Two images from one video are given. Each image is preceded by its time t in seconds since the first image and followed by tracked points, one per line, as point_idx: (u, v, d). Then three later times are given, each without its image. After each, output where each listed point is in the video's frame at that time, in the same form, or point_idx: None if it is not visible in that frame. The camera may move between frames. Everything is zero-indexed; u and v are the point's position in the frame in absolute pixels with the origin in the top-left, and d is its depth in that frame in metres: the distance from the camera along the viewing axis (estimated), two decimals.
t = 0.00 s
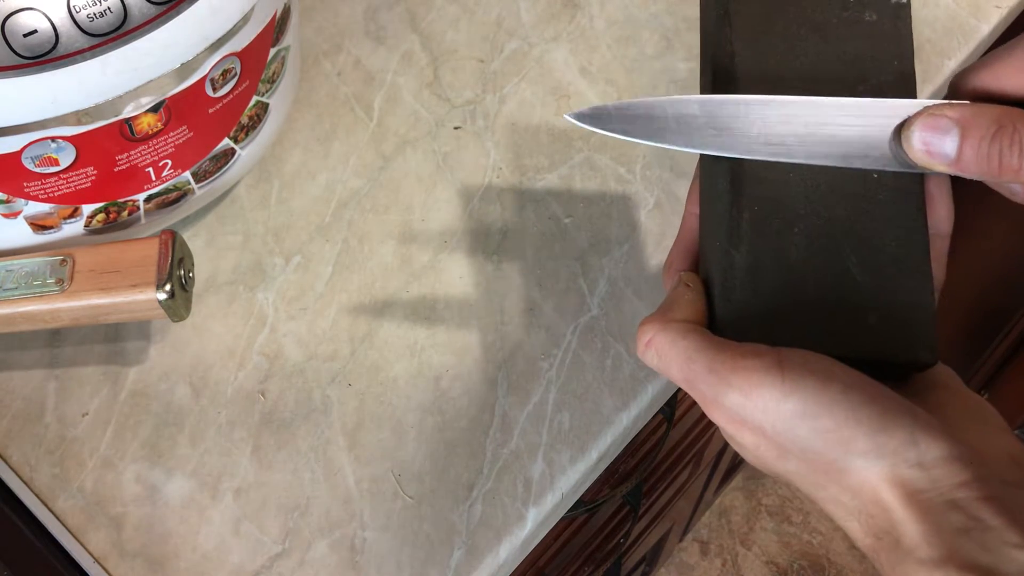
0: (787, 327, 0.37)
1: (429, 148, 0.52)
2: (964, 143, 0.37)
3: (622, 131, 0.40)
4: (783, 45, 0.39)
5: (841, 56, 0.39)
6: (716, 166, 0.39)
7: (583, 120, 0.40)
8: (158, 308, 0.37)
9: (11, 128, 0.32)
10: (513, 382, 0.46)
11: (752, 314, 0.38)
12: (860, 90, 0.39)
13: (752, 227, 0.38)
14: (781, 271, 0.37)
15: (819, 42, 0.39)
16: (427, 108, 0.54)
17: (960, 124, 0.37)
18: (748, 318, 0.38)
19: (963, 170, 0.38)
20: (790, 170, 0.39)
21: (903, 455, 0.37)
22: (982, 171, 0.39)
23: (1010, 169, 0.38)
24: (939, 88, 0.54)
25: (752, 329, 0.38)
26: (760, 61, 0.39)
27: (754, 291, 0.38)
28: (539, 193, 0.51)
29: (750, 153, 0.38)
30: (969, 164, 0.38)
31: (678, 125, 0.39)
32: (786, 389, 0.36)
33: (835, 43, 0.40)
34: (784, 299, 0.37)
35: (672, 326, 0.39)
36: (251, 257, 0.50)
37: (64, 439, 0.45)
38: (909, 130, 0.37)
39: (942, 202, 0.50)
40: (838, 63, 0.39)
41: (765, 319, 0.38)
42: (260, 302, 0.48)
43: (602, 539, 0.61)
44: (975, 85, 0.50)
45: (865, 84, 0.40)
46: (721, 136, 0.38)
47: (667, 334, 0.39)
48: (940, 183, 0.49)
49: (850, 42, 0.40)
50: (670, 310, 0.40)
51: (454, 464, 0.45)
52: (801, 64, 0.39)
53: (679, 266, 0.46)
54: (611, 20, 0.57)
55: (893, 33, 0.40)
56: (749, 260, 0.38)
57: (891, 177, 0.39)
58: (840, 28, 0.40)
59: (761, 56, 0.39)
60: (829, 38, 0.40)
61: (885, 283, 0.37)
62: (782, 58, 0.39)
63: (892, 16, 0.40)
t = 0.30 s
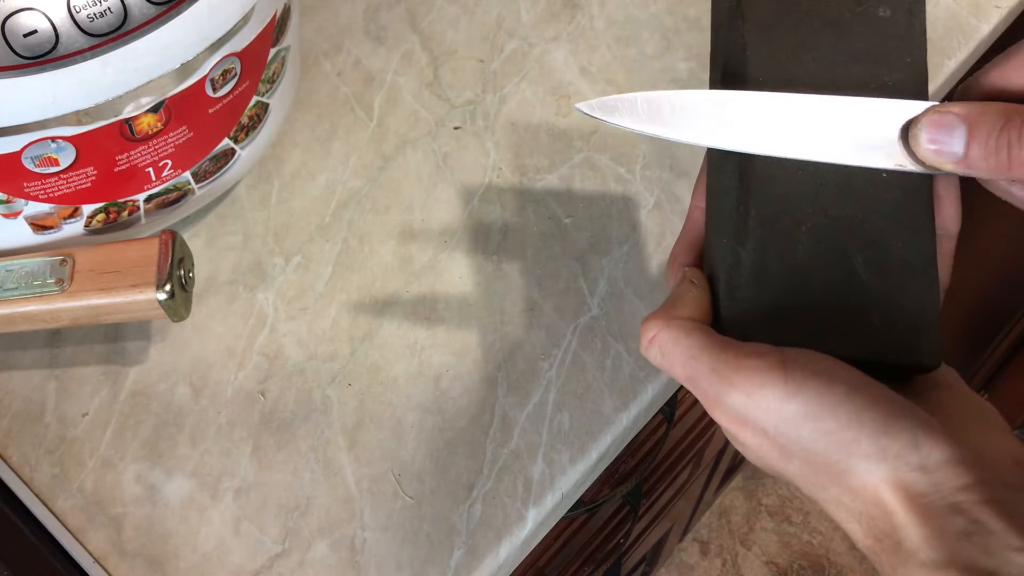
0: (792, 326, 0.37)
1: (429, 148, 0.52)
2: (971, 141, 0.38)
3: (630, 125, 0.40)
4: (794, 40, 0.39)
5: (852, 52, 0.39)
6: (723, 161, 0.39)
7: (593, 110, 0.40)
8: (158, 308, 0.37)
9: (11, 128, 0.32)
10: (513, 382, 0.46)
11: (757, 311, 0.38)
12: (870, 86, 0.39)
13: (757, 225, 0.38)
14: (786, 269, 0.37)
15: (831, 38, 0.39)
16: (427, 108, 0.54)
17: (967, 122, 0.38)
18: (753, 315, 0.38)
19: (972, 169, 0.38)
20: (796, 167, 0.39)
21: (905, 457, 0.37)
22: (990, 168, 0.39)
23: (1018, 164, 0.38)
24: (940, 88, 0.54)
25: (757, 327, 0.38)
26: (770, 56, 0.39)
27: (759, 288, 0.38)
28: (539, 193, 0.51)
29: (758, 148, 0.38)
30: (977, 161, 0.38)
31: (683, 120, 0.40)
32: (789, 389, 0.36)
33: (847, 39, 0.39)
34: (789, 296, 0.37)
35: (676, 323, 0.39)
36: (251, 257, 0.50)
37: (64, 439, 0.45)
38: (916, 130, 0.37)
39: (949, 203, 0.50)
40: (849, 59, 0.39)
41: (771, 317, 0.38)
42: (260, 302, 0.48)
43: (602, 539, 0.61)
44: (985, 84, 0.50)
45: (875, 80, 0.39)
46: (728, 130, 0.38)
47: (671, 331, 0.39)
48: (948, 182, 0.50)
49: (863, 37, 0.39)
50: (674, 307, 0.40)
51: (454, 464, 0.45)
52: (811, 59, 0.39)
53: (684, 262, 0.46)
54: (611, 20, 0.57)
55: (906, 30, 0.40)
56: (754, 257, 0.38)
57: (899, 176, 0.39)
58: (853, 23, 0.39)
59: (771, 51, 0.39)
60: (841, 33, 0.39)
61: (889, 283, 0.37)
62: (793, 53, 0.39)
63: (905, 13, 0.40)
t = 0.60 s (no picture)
0: (783, 333, 0.38)
1: (429, 148, 0.52)
2: (960, 147, 0.37)
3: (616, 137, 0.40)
4: (777, 48, 0.39)
5: (835, 60, 0.40)
6: (712, 170, 0.39)
7: (579, 124, 0.40)
8: (158, 308, 0.37)
9: (11, 128, 0.32)
10: (513, 382, 0.46)
11: (747, 319, 0.38)
12: (854, 93, 0.39)
13: (747, 231, 0.38)
14: (776, 276, 0.37)
15: (814, 46, 0.39)
16: (427, 108, 0.54)
17: (956, 128, 0.38)
18: (744, 323, 0.38)
19: (960, 173, 0.38)
20: (785, 174, 0.39)
21: (899, 460, 0.37)
22: (979, 173, 0.39)
23: (1006, 169, 0.38)
24: (940, 88, 0.54)
25: (749, 335, 0.38)
26: (755, 64, 0.39)
27: (750, 296, 0.38)
28: (539, 193, 0.51)
29: (745, 157, 0.38)
30: (965, 167, 0.38)
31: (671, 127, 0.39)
32: (780, 395, 0.36)
33: (829, 46, 0.40)
34: (779, 304, 0.37)
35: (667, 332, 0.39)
36: (251, 257, 0.50)
37: (64, 439, 0.45)
38: (905, 136, 0.37)
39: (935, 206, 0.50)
40: (832, 66, 0.40)
41: (762, 324, 0.38)
42: (260, 302, 0.48)
43: (602, 539, 0.61)
44: (972, 88, 0.49)
45: (859, 87, 0.40)
46: (715, 140, 0.39)
47: (662, 340, 0.39)
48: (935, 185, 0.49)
49: (845, 45, 0.40)
50: (666, 316, 0.40)
51: (455, 464, 0.45)
52: (795, 67, 0.39)
53: (675, 271, 0.46)
54: (611, 20, 0.57)
55: (889, 36, 0.40)
56: (744, 265, 0.38)
57: (885, 181, 0.39)
58: (835, 31, 0.40)
59: (755, 59, 0.39)
60: (823, 41, 0.39)
61: (880, 288, 0.37)
62: (777, 61, 0.39)
63: (887, 19, 0.40)
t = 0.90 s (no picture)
0: (778, 345, 0.38)
1: (429, 148, 0.52)
2: (954, 157, 0.37)
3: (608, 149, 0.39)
4: (768, 57, 0.40)
5: (827, 69, 0.40)
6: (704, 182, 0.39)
7: (571, 137, 0.39)
8: (158, 308, 0.37)
9: (11, 128, 0.32)
10: (513, 382, 0.46)
11: (742, 331, 0.38)
12: (846, 100, 0.40)
13: (740, 244, 0.38)
14: (770, 289, 0.38)
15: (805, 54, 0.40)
16: (427, 108, 0.54)
17: (950, 138, 0.37)
18: (738, 335, 0.38)
19: (954, 182, 0.38)
20: (778, 185, 0.38)
21: (897, 474, 0.36)
22: (973, 183, 0.38)
23: (1001, 180, 0.38)
24: (940, 88, 0.54)
25: (743, 348, 0.38)
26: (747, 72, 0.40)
27: (745, 308, 0.38)
28: (539, 193, 0.51)
29: (738, 168, 0.38)
30: (959, 177, 0.38)
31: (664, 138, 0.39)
32: (776, 406, 0.36)
33: (821, 54, 0.40)
34: (773, 316, 0.38)
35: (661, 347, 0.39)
36: (251, 257, 0.50)
37: (64, 439, 0.45)
38: (899, 147, 0.37)
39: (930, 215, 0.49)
40: (825, 76, 0.40)
41: (757, 337, 0.38)
42: (260, 302, 0.48)
43: (602, 540, 0.61)
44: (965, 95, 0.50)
45: (851, 95, 0.40)
46: (709, 152, 0.38)
47: (657, 354, 0.39)
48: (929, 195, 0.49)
49: (837, 53, 0.40)
50: (661, 329, 0.41)
51: (455, 464, 0.45)
52: (788, 76, 0.40)
53: (670, 283, 0.45)
54: (611, 20, 0.57)
55: (880, 44, 0.40)
56: (738, 278, 0.38)
57: (879, 191, 0.39)
58: (826, 40, 0.40)
59: (747, 67, 0.40)
60: (816, 50, 0.40)
61: (875, 299, 0.37)
62: (769, 70, 0.40)
63: (878, 27, 0.40)
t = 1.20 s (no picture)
0: (775, 356, 0.38)
1: (429, 148, 0.52)
2: (952, 165, 0.36)
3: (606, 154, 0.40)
4: (773, 67, 0.40)
5: (831, 80, 0.40)
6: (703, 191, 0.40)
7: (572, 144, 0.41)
8: (158, 307, 0.37)
9: (11, 128, 0.32)
10: (513, 382, 0.46)
11: (738, 339, 0.38)
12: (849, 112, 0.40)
13: (739, 256, 0.38)
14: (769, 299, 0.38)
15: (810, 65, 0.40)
16: (427, 108, 0.54)
17: (948, 145, 0.36)
18: (735, 343, 0.38)
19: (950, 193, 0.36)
20: (775, 195, 0.39)
21: (898, 492, 0.35)
22: (973, 194, 0.36)
23: (999, 187, 0.36)
24: (940, 87, 0.54)
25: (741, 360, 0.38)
26: (752, 84, 0.40)
27: (741, 316, 0.38)
28: (539, 193, 0.51)
29: (737, 175, 0.38)
30: (958, 186, 0.36)
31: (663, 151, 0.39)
32: (777, 420, 0.36)
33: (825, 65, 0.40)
34: (769, 325, 0.38)
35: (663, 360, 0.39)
36: (251, 257, 0.50)
37: (64, 439, 0.45)
38: (897, 156, 0.36)
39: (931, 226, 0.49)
40: (828, 87, 0.40)
41: (755, 347, 0.38)
42: (260, 302, 0.48)
43: (602, 540, 0.61)
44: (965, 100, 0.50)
45: (852, 106, 0.40)
46: (708, 158, 0.38)
47: (655, 368, 0.40)
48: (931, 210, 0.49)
49: (842, 64, 0.40)
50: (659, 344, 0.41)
51: (455, 464, 0.45)
52: (790, 87, 0.40)
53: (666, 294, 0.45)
54: (611, 20, 0.57)
55: (885, 58, 0.40)
56: (735, 285, 0.38)
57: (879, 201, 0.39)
58: (832, 51, 0.40)
59: (752, 79, 0.40)
60: (819, 61, 0.40)
61: (870, 308, 0.38)
62: (771, 80, 0.40)
63: (884, 40, 0.40)
